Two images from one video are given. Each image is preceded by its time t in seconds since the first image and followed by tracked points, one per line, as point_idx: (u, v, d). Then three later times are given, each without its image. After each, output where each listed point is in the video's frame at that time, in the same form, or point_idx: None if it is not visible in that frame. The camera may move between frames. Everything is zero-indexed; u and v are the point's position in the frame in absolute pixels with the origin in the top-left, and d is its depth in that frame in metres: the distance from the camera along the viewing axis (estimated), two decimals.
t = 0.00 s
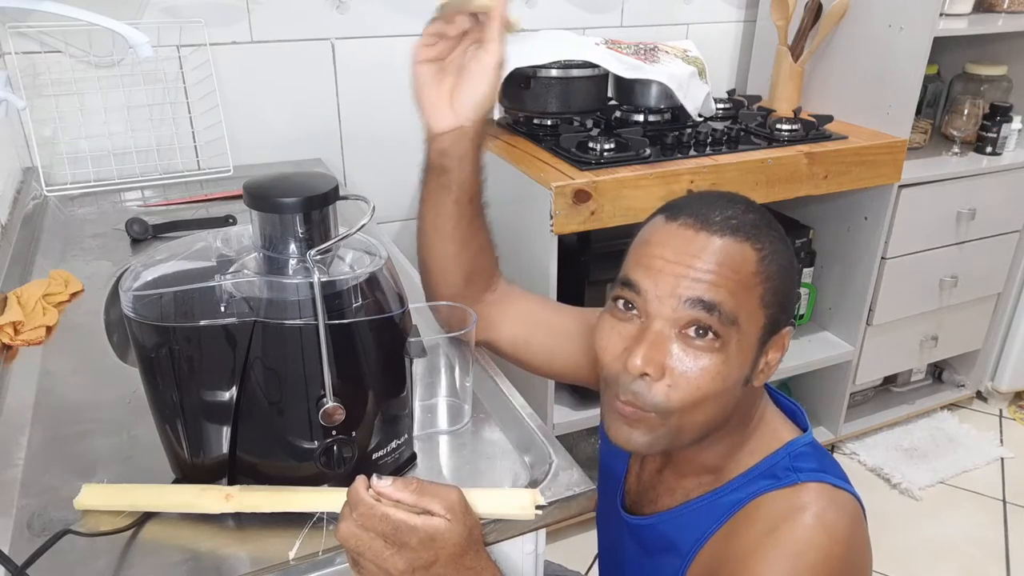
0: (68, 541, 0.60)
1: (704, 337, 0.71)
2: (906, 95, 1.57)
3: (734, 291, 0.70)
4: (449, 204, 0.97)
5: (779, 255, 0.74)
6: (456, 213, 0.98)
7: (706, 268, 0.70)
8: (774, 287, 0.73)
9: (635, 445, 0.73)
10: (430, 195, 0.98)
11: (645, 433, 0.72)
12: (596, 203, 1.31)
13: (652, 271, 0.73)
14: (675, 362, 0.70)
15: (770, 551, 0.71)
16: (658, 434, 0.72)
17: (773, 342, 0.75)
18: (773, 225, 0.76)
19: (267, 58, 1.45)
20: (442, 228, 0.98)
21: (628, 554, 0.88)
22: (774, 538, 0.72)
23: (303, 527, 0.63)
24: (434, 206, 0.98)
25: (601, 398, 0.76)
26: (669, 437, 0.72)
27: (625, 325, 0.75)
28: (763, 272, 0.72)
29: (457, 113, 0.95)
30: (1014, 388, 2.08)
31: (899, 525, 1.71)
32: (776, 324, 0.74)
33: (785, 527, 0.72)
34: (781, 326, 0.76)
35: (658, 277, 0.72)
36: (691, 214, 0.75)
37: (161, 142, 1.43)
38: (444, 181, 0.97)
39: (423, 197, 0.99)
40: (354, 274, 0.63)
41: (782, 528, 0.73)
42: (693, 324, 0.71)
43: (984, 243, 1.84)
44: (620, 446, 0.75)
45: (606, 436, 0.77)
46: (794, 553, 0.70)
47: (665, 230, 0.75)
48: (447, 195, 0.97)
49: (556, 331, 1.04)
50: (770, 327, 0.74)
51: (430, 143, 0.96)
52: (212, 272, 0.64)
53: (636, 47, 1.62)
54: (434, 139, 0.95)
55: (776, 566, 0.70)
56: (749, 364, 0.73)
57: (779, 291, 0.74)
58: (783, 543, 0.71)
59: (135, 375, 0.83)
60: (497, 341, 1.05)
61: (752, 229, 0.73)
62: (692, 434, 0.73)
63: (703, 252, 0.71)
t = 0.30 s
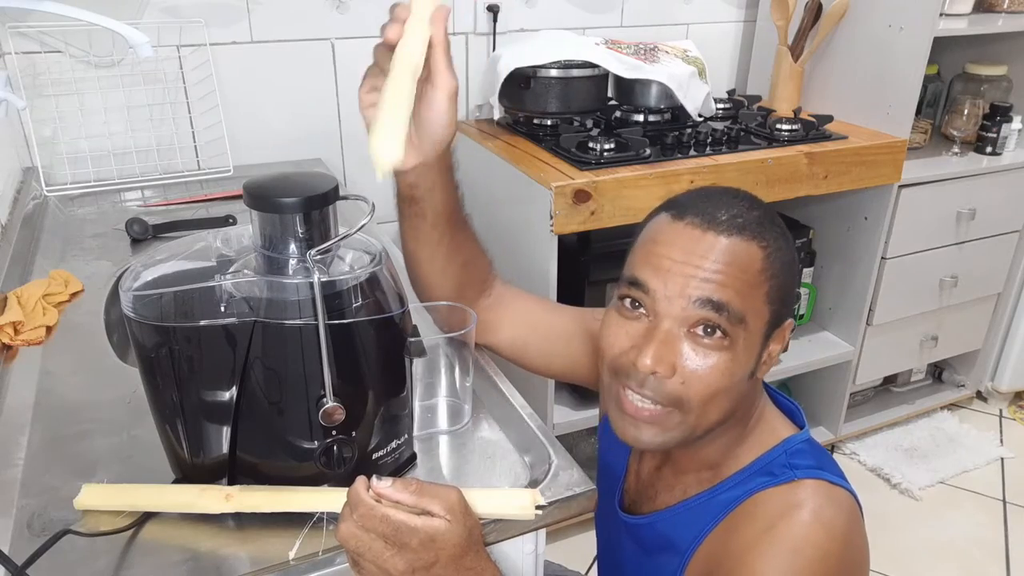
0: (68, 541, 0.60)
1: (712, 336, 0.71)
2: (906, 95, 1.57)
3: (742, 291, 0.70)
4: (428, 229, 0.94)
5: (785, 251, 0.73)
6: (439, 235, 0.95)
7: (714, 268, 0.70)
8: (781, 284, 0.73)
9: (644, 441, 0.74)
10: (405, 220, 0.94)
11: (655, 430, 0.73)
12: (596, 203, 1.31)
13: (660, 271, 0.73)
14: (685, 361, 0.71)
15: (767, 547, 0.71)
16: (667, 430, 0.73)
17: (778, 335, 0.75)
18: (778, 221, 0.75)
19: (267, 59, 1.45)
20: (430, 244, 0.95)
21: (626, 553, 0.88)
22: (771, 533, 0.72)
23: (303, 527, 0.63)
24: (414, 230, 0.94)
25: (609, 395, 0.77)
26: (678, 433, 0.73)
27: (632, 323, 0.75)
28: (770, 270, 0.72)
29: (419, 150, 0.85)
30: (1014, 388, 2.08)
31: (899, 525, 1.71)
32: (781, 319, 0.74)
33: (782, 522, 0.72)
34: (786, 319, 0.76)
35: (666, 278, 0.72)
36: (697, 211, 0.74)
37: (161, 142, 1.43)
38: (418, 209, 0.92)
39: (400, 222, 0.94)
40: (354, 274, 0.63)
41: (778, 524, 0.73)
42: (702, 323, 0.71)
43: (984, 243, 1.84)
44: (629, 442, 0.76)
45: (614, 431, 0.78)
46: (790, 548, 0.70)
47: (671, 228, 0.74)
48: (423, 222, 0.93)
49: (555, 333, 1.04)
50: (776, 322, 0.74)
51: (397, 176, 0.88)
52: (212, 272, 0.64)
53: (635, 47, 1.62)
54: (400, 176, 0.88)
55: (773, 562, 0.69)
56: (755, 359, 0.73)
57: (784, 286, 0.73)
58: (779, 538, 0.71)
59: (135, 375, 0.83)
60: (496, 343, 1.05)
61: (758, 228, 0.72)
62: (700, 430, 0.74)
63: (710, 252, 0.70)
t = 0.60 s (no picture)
0: (68, 541, 0.60)
1: (702, 324, 0.71)
2: (906, 95, 1.57)
3: (729, 278, 0.70)
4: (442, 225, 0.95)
5: (768, 240, 0.74)
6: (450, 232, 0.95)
7: (701, 257, 0.70)
8: (766, 271, 0.73)
9: (639, 433, 0.74)
10: (420, 213, 0.95)
11: (649, 421, 0.73)
12: (596, 203, 1.31)
13: (648, 262, 0.73)
14: (676, 350, 0.71)
15: (771, 539, 0.71)
16: (662, 421, 0.73)
17: (766, 324, 0.75)
18: (761, 211, 0.75)
19: (267, 59, 1.45)
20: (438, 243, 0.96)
21: (628, 548, 0.89)
22: (774, 524, 0.72)
23: (303, 527, 0.63)
24: (426, 223, 0.95)
25: (601, 389, 0.76)
26: (673, 423, 0.73)
27: (622, 316, 0.75)
28: (756, 258, 0.72)
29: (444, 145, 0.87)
30: (1014, 388, 2.08)
31: (899, 525, 1.71)
32: (768, 307, 0.75)
33: (783, 512, 0.73)
34: (773, 309, 0.76)
35: (654, 268, 0.72)
36: (682, 204, 0.74)
37: (161, 142, 1.43)
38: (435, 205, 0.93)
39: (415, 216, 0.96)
40: (354, 274, 0.63)
41: (780, 513, 0.73)
42: (690, 311, 0.71)
43: (984, 243, 1.84)
44: (624, 436, 0.76)
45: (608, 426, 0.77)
46: (795, 539, 0.70)
47: (657, 221, 0.74)
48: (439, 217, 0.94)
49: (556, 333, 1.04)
50: (764, 310, 0.74)
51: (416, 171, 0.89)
52: (212, 272, 0.64)
53: (636, 47, 1.62)
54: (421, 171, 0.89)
55: (779, 555, 0.70)
56: (745, 347, 0.73)
57: (769, 274, 0.73)
58: (782, 529, 0.71)
59: (135, 375, 0.83)
60: (497, 343, 1.05)
61: (742, 217, 0.73)
62: (694, 420, 0.74)
63: (696, 242, 0.71)
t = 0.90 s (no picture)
0: (68, 541, 0.60)
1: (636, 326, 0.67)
2: (906, 95, 1.57)
3: (658, 280, 0.66)
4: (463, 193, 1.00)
5: (716, 237, 0.68)
6: (468, 206, 1.00)
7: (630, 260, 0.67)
8: (711, 271, 0.67)
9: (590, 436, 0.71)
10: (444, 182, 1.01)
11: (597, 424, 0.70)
12: (596, 203, 1.32)
13: (585, 266, 0.70)
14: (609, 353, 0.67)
15: (768, 529, 0.71)
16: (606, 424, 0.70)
17: (724, 326, 0.69)
18: (713, 208, 0.70)
19: (266, 59, 1.45)
20: (451, 224, 0.99)
21: (628, 541, 0.89)
22: (772, 515, 0.72)
23: (304, 526, 0.63)
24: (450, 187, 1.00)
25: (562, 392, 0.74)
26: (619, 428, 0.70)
27: (571, 319, 0.72)
28: (693, 258, 0.66)
29: (476, 102, 0.96)
30: (1014, 388, 2.08)
31: (899, 525, 1.71)
32: (723, 308, 0.68)
33: (782, 503, 0.72)
34: (735, 311, 0.69)
35: (588, 272, 0.70)
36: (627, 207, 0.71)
37: (161, 142, 1.43)
38: (460, 170, 0.99)
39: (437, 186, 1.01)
40: (354, 274, 0.63)
41: (778, 504, 0.73)
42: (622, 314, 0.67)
43: (984, 243, 1.84)
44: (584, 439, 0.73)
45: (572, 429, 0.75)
46: (792, 529, 0.70)
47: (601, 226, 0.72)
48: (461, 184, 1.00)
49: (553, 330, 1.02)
50: (716, 311, 0.68)
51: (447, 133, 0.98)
52: (212, 271, 0.64)
53: (636, 47, 1.62)
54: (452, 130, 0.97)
55: (776, 543, 0.69)
56: (693, 350, 0.68)
57: (719, 275, 0.67)
58: (780, 519, 0.71)
59: (135, 375, 0.83)
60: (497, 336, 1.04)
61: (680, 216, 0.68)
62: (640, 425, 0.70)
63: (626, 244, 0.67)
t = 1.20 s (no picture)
0: (68, 541, 0.60)
1: (621, 316, 0.71)
2: (906, 95, 1.57)
3: (644, 276, 0.69)
4: (452, 202, 0.98)
5: (709, 241, 0.70)
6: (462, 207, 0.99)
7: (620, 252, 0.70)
8: (700, 272, 0.70)
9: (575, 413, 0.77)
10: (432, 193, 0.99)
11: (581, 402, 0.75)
12: (596, 203, 1.32)
13: (582, 252, 0.74)
14: (592, 339, 0.72)
15: (756, 531, 0.71)
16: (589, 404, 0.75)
17: (709, 327, 0.72)
18: (712, 208, 0.72)
19: (266, 59, 1.45)
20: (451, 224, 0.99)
21: (620, 539, 0.88)
22: (760, 518, 0.72)
23: (303, 527, 0.63)
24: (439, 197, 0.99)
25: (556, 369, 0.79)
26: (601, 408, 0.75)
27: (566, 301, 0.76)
28: (683, 259, 0.69)
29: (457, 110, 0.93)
30: (1014, 388, 2.08)
31: (899, 525, 1.71)
32: (709, 310, 0.71)
33: (771, 506, 0.72)
34: (724, 313, 0.72)
35: (584, 259, 0.73)
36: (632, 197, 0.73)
37: (161, 142, 1.43)
38: (447, 180, 0.98)
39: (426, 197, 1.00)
40: (355, 274, 0.63)
41: (766, 507, 0.72)
42: (609, 303, 0.71)
43: (984, 243, 1.84)
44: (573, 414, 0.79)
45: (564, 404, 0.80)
46: (780, 533, 0.70)
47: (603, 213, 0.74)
48: (450, 195, 0.98)
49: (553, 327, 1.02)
50: (701, 311, 0.71)
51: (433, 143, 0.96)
52: (212, 272, 0.64)
53: (635, 47, 1.62)
54: (437, 140, 0.95)
55: (762, 546, 0.69)
56: (675, 345, 0.72)
57: (707, 276, 0.70)
58: (768, 522, 0.71)
59: (135, 375, 0.83)
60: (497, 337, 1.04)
61: (678, 215, 0.70)
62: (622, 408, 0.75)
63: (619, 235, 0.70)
